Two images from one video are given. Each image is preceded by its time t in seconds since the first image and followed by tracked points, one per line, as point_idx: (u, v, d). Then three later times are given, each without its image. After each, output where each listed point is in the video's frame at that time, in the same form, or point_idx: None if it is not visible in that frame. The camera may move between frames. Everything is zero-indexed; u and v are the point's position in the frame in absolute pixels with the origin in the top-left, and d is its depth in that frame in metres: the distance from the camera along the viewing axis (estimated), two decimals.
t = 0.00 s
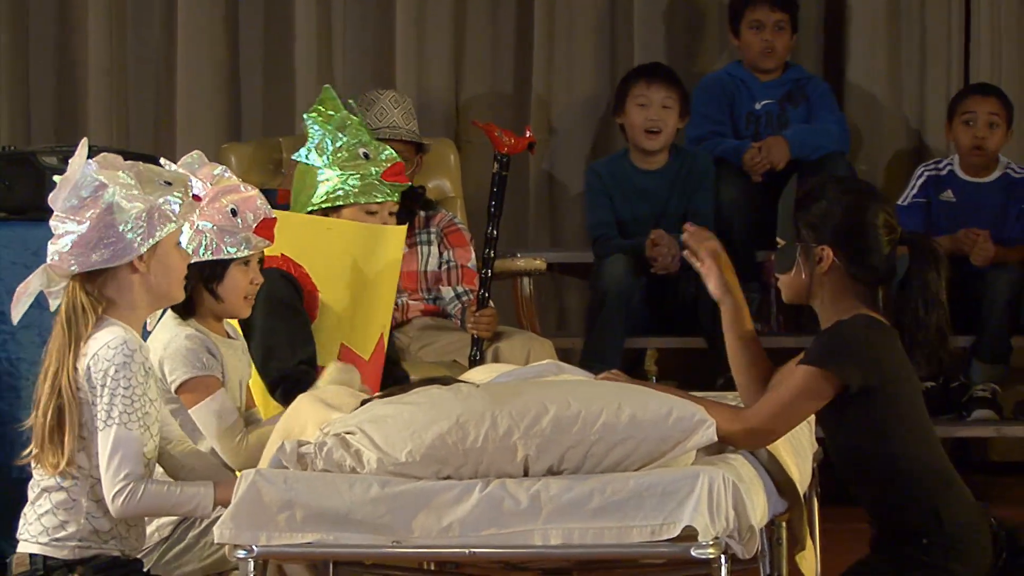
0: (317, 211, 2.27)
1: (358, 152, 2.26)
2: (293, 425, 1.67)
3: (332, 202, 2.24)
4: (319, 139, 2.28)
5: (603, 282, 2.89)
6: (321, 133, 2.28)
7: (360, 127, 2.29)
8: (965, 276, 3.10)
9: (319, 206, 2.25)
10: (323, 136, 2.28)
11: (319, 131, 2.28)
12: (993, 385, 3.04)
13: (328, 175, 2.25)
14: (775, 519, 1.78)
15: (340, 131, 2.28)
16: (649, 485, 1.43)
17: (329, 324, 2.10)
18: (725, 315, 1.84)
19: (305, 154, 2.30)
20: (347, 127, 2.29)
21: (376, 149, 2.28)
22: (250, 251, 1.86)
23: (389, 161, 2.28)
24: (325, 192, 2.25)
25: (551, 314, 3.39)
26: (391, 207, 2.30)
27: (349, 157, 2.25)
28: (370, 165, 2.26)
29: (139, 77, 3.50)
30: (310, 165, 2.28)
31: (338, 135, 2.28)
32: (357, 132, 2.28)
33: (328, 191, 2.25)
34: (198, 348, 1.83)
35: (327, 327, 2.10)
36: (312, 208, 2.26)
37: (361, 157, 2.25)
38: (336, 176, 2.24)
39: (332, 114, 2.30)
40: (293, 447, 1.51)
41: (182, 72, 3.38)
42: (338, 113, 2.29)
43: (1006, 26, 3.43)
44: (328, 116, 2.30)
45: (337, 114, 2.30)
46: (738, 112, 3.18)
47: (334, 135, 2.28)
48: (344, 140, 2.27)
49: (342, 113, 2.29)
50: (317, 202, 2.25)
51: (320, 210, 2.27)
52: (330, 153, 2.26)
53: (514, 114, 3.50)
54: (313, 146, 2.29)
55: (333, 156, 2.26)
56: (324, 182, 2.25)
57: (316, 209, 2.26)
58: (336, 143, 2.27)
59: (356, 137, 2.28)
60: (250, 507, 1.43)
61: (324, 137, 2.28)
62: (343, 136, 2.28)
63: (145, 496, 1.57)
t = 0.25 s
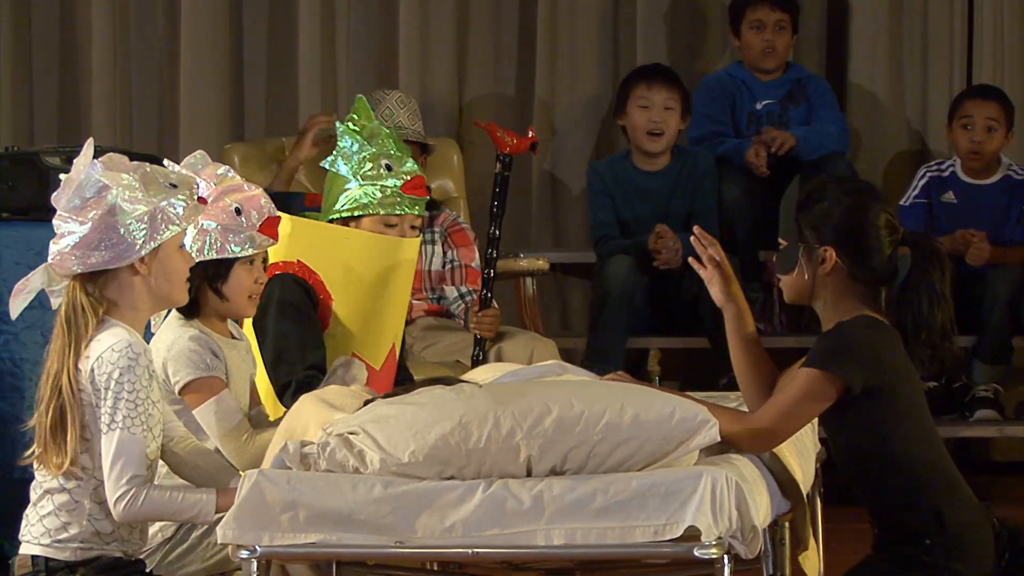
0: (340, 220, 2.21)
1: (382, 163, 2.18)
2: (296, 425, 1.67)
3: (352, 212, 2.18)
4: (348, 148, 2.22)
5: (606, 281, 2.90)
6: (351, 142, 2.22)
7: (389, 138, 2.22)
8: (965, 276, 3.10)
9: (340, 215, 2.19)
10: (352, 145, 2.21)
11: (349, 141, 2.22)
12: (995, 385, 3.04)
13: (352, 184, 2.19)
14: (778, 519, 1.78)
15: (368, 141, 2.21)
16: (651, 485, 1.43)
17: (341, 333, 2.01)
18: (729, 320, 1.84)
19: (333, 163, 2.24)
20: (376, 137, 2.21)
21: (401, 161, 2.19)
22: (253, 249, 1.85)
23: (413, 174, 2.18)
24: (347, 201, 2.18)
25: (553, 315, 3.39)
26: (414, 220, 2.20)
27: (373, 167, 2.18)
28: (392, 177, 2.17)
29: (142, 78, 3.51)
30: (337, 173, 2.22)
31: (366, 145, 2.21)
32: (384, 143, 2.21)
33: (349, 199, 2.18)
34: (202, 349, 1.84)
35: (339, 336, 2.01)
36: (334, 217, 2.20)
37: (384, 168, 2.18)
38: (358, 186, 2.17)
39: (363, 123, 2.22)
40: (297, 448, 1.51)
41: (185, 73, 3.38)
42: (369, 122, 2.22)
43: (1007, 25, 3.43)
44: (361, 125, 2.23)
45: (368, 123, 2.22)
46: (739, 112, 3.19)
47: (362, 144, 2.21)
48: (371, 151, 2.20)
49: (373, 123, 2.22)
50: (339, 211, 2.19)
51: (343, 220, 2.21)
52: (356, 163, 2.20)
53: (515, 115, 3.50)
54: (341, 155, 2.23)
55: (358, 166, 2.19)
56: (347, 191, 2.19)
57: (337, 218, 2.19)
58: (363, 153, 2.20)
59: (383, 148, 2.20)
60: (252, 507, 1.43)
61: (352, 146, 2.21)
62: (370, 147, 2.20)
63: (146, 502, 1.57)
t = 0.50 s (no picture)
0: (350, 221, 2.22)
1: (392, 166, 2.19)
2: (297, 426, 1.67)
3: (362, 214, 2.19)
4: (359, 149, 2.22)
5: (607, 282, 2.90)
6: (361, 143, 2.22)
7: (400, 140, 2.22)
8: (966, 276, 3.10)
9: (351, 216, 2.20)
10: (363, 146, 2.22)
11: (359, 141, 2.22)
12: (997, 386, 3.04)
13: (363, 186, 2.20)
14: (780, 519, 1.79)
15: (378, 144, 2.21)
16: (654, 486, 1.43)
17: (349, 331, 2.01)
18: (744, 312, 1.84)
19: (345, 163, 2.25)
20: (386, 140, 2.22)
21: (412, 165, 2.20)
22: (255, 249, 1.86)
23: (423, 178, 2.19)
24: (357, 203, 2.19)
25: (556, 315, 3.39)
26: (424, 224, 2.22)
27: (382, 170, 2.19)
28: (402, 182, 2.18)
29: (143, 79, 3.51)
30: (348, 175, 2.23)
31: (376, 147, 2.21)
32: (395, 146, 2.21)
33: (360, 202, 2.20)
34: (204, 351, 1.84)
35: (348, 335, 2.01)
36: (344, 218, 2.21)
37: (393, 172, 2.18)
38: (369, 189, 2.18)
39: (374, 125, 2.22)
40: (299, 448, 1.51)
41: (187, 75, 3.39)
42: (379, 124, 2.22)
43: (1007, 25, 3.43)
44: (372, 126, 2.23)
45: (378, 125, 2.22)
46: (739, 113, 3.19)
47: (372, 146, 2.21)
48: (381, 154, 2.21)
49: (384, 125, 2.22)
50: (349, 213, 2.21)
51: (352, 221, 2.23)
52: (366, 166, 2.21)
53: (516, 116, 3.50)
54: (352, 155, 2.23)
55: (368, 169, 2.20)
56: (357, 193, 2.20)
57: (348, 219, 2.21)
58: (374, 155, 2.21)
59: (394, 151, 2.21)
60: (254, 507, 1.43)
61: (362, 147, 2.22)
62: (381, 149, 2.21)
63: (155, 493, 1.56)
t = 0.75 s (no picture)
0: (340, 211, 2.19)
1: (375, 149, 2.16)
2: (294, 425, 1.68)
3: (349, 201, 2.15)
4: (338, 137, 2.19)
5: (607, 282, 2.90)
6: (341, 131, 2.19)
7: (379, 124, 2.20)
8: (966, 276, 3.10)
9: (339, 204, 2.17)
10: (342, 134, 2.19)
11: (338, 129, 2.19)
12: (997, 386, 3.04)
13: (347, 172, 2.16)
14: (779, 519, 1.79)
15: (359, 130, 2.19)
16: (653, 486, 1.43)
17: (348, 326, 1.93)
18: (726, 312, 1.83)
19: (326, 156, 2.21)
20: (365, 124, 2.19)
21: (394, 146, 2.18)
22: (252, 248, 1.86)
23: (406, 157, 2.17)
24: (344, 191, 2.16)
25: (556, 316, 3.39)
26: (412, 205, 2.20)
27: (365, 154, 2.16)
28: (386, 162, 2.15)
29: (143, 79, 3.51)
30: (331, 166, 2.19)
31: (356, 134, 2.19)
32: (375, 129, 2.19)
33: (346, 189, 2.16)
34: (203, 347, 1.84)
35: (346, 330, 1.93)
36: (333, 207, 2.17)
37: (376, 155, 2.16)
38: (354, 173, 2.15)
39: (350, 110, 2.20)
40: (298, 447, 1.51)
41: (187, 74, 3.39)
42: (357, 110, 2.20)
43: (1007, 25, 3.43)
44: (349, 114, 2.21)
45: (355, 111, 2.19)
46: (739, 113, 3.18)
47: (352, 133, 2.19)
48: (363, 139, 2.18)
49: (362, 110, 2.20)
50: (337, 201, 2.17)
51: (342, 211, 2.19)
52: (348, 152, 2.17)
53: (516, 116, 3.50)
54: (333, 145, 2.20)
55: (351, 155, 2.17)
56: (342, 181, 2.16)
57: (336, 208, 2.17)
58: (355, 141, 2.18)
59: (375, 135, 2.18)
60: (252, 507, 1.43)
61: (343, 135, 2.19)
62: (362, 135, 2.18)
63: (179, 482, 1.56)
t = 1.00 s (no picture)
0: (317, 204, 2.32)
1: (349, 142, 2.31)
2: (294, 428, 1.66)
3: (328, 193, 2.29)
4: (312, 133, 2.33)
5: (607, 283, 2.90)
6: (315, 127, 2.33)
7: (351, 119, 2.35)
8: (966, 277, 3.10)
9: (318, 196, 2.30)
10: (316, 130, 2.33)
11: (312, 125, 2.33)
12: (997, 387, 3.04)
13: (323, 165, 2.30)
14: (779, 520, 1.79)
15: (334, 125, 2.33)
16: (653, 486, 1.42)
17: (340, 322, 2.08)
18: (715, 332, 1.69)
19: (300, 151, 2.34)
20: (338, 119, 2.34)
21: (367, 139, 2.32)
22: (252, 249, 1.88)
23: (382, 148, 2.31)
24: (322, 183, 2.29)
25: (556, 315, 3.39)
26: (389, 195, 2.34)
27: (341, 147, 2.30)
28: (362, 154, 2.30)
29: (144, 80, 3.51)
30: (307, 161, 2.33)
31: (331, 129, 2.32)
32: (349, 124, 2.33)
33: (324, 182, 2.30)
34: (200, 351, 1.83)
35: (337, 325, 2.07)
36: (311, 199, 2.31)
37: (353, 147, 2.30)
38: (330, 166, 2.29)
39: (322, 107, 2.34)
40: (298, 448, 1.51)
41: (188, 75, 3.39)
42: (329, 106, 2.34)
43: (1008, 26, 3.43)
44: (321, 111, 2.35)
45: (327, 107, 2.34)
46: (739, 114, 3.18)
47: (326, 127, 2.32)
48: (337, 133, 2.32)
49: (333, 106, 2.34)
50: (316, 193, 2.30)
51: (321, 204, 2.32)
52: (323, 147, 2.31)
53: (517, 117, 3.50)
54: (307, 141, 2.33)
55: (326, 149, 2.30)
56: (320, 174, 2.30)
57: (315, 200, 2.30)
58: (329, 136, 2.32)
59: (349, 130, 2.32)
60: (252, 507, 1.43)
61: (317, 130, 2.32)
62: (335, 129, 2.32)
63: (152, 499, 1.57)
